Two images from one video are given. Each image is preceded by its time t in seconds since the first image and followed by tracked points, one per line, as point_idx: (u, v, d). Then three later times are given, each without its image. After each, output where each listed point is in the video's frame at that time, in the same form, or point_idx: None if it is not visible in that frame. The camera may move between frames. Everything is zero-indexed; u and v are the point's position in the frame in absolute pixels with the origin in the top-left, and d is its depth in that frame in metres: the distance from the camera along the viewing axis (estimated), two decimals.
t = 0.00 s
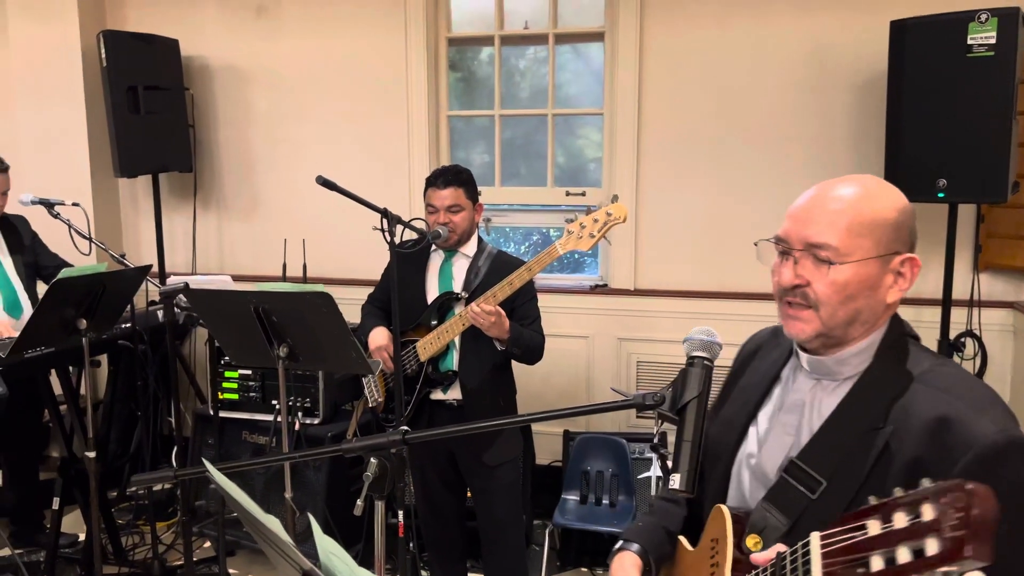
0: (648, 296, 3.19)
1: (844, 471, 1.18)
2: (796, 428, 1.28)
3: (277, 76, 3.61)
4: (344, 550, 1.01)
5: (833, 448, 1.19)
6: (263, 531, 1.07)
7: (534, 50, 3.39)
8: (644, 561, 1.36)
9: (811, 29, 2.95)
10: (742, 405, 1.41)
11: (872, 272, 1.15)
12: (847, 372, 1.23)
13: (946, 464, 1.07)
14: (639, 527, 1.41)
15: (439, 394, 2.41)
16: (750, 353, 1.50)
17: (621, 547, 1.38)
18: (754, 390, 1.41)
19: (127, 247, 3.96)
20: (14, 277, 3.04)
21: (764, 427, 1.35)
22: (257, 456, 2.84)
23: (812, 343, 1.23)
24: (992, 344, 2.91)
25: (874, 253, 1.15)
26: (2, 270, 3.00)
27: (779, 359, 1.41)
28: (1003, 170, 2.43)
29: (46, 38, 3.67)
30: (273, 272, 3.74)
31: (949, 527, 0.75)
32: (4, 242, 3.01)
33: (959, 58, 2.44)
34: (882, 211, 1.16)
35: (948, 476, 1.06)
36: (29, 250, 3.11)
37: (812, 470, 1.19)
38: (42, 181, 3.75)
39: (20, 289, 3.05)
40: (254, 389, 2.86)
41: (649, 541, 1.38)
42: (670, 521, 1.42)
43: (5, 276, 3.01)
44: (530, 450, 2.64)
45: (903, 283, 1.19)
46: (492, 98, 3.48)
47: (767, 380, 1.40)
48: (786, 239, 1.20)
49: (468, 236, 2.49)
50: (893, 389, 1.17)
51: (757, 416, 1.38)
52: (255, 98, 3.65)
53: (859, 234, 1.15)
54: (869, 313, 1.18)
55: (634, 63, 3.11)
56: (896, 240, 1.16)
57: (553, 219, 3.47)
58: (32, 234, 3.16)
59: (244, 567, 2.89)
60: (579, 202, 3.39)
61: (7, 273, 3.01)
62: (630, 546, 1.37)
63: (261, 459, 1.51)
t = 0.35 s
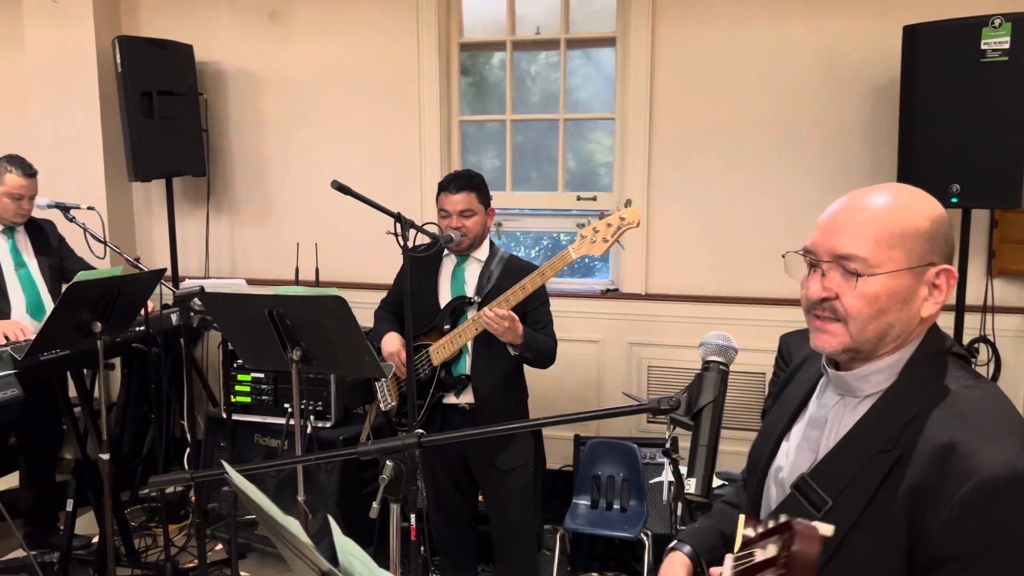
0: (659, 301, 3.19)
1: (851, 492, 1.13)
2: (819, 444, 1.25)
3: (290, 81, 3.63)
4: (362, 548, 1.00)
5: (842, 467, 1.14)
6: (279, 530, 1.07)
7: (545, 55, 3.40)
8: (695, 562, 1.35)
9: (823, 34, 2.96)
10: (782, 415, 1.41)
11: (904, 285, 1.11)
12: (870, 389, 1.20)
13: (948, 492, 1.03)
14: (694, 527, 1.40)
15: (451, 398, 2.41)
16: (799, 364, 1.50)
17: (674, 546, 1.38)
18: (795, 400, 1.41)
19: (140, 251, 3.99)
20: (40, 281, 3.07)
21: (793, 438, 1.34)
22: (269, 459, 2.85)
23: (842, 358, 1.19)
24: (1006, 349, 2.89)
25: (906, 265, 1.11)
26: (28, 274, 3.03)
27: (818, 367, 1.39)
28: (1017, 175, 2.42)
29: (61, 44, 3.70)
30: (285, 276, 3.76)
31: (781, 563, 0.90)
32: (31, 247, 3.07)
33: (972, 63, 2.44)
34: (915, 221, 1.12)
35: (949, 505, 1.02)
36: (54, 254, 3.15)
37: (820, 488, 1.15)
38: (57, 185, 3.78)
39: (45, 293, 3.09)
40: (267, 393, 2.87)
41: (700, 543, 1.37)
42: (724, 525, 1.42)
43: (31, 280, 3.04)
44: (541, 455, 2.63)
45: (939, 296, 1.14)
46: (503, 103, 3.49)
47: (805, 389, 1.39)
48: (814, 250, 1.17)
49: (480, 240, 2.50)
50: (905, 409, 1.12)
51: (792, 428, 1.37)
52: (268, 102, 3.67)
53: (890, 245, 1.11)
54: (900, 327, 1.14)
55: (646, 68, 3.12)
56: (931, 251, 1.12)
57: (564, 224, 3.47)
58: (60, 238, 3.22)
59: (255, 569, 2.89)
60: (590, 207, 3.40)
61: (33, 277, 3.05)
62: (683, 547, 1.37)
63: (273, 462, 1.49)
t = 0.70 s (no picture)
0: (666, 305, 3.19)
1: (841, 498, 1.13)
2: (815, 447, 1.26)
3: (298, 85, 3.65)
4: (375, 550, 1.01)
5: (835, 472, 1.15)
6: (291, 531, 1.08)
7: (553, 59, 3.41)
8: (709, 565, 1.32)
9: (831, 39, 2.96)
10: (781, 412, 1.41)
11: (902, 287, 1.10)
12: (866, 394, 1.20)
13: (934, 506, 1.03)
14: (702, 531, 1.39)
15: (460, 401, 2.41)
16: (799, 361, 1.50)
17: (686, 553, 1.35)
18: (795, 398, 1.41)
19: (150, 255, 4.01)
20: (59, 284, 3.10)
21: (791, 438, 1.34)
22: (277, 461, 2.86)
23: (839, 360, 1.19)
24: (1015, 353, 2.89)
25: (905, 267, 1.10)
26: (48, 275, 3.06)
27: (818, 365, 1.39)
28: None
29: (72, 49, 3.73)
30: (293, 280, 3.77)
31: None
32: (52, 250, 3.10)
33: (981, 67, 2.44)
34: (915, 223, 1.11)
35: (934, 519, 1.02)
36: (72, 255, 3.17)
37: (812, 492, 1.16)
38: (67, 188, 3.80)
39: (65, 295, 3.11)
40: (276, 395, 2.88)
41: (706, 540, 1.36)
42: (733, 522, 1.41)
43: (51, 281, 3.06)
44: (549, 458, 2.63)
45: (937, 300, 1.13)
46: (511, 107, 3.50)
47: (804, 388, 1.39)
48: (813, 250, 1.16)
49: (488, 243, 2.51)
50: (900, 418, 1.12)
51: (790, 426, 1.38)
52: (277, 106, 3.69)
53: (889, 247, 1.10)
54: (899, 330, 1.13)
55: (654, 72, 3.13)
56: (930, 255, 1.11)
57: (571, 228, 3.48)
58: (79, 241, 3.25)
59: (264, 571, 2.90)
60: (597, 211, 3.40)
61: (52, 279, 3.07)
62: (695, 552, 1.34)
63: (282, 464, 1.48)
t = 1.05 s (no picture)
0: (672, 309, 3.19)
1: (823, 488, 1.18)
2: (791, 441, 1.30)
3: (304, 89, 3.66)
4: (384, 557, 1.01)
5: (815, 463, 1.19)
6: (301, 535, 1.07)
7: (559, 64, 3.42)
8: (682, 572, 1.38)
9: (836, 43, 2.96)
10: (752, 413, 1.44)
11: (865, 275, 1.17)
12: (839, 387, 1.25)
13: (915, 489, 1.08)
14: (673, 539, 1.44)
15: (465, 405, 2.41)
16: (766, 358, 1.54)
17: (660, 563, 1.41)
18: (764, 398, 1.44)
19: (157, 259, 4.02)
20: (67, 289, 3.10)
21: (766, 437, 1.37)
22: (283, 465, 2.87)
23: (810, 353, 1.24)
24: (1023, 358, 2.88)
25: (865, 257, 1.17)
26: (55, 281, 3.06)
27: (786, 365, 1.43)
28: None
29: (81, 54, 3.75)
30: (299, 283, 3.78)
31: (743, 566, 0.96)
32: (60, 256, 3.11)
33: (988, 71, 2.44)
34: (871, 216, 1.18)
35: (916, 501, 1.07)
36: (81, 258, 3.18)
37: (793, 484, 1.20)
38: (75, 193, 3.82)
39: (72, 301, 3.12)
40: (282, 399, 2.88)
41: (678, 548, 1.42)
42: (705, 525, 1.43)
43: (58, 287, 3.07)
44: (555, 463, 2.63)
45: (898, 289, 1.20)
46: (517, 111, 3.51)
47: (774, 388, 1.42)
48: (778, 247, 1.22)
49: (494, 247, 2.51)
50: (877, 408, 1.17)
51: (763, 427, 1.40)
52: (283, 111, 3.70)
53: (851, 238, 1.17)
54: (864, 318, 1.19)
55: (659, 75, 3.13)
56: (889, 245, 1.18)
57: (577, 232, 3.48)
58: (88, 245, 3.26)
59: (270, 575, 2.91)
60: (603, 215, 3.40)
61: (60, 284, 3.08)
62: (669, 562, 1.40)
63: (289, 468, 1.48)
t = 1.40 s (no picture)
0: (675, 313, 3.18)
1: (821, 479, 1.20)
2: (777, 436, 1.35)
3: (308, 93, 3.67)
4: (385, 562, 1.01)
5: (811, 455, 1.22)
6: (302, 541, 1.07)
7: (563, 67, 3.41)
8: None
9: (840, 45, 2.95)
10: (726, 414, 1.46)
11: (821, 260, 1.22)
12: (822, 381, 1.30)
13: (914, 470, 1.09)
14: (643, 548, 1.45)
15: (467, 409, 2.40)
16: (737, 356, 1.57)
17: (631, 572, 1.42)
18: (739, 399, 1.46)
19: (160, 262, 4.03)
20: (68, 293, 3.11)
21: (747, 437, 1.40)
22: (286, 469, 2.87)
23: (790, 348, 1.27)
24: None
25: (817, 243, 1.23)
26: (57, 285, 3.07)
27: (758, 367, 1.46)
28: None
29: (85, 58, 3.76)
30: (302, 286, 3.78)
31: (842, 534, 0.81)
32: (62, 260, 3.12)
33: (993, 74, 2.43)
34: (815, 207, 1.26)
35: (916, 482, 1.08)
36: (83, 265, 3.20)
37: (790, 477, 1.23)
38: (79, 197, 3.84)
39: (73, 305, 3.12)
40: (285, 402, 2.88)
41: (655, 563, 1.43)
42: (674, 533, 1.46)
43: (59, 290, 3.08)
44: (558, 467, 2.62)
45: (858, 270, 1.25)
46: (520, 115, 3.51)
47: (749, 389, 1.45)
48: (736, 255, 1.29)
49: (497, 250, 2.50)
50: (867, 397, 1.20)
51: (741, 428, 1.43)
52: (286, 114, 3.71)
53: (801, 232, 1.23)
54: (830, 302, 1.23)
55: (662, 78, 3.13)
56: (837, 230, 1.24)
57: (580, 235, 3.48)
58: (89, 250, 3.28)
59: None
60: (606, 218, 3.40)
61: (60, 288, 3.09)
62: (639, 570, 1.42)
63: (291, 471, 1.47)
